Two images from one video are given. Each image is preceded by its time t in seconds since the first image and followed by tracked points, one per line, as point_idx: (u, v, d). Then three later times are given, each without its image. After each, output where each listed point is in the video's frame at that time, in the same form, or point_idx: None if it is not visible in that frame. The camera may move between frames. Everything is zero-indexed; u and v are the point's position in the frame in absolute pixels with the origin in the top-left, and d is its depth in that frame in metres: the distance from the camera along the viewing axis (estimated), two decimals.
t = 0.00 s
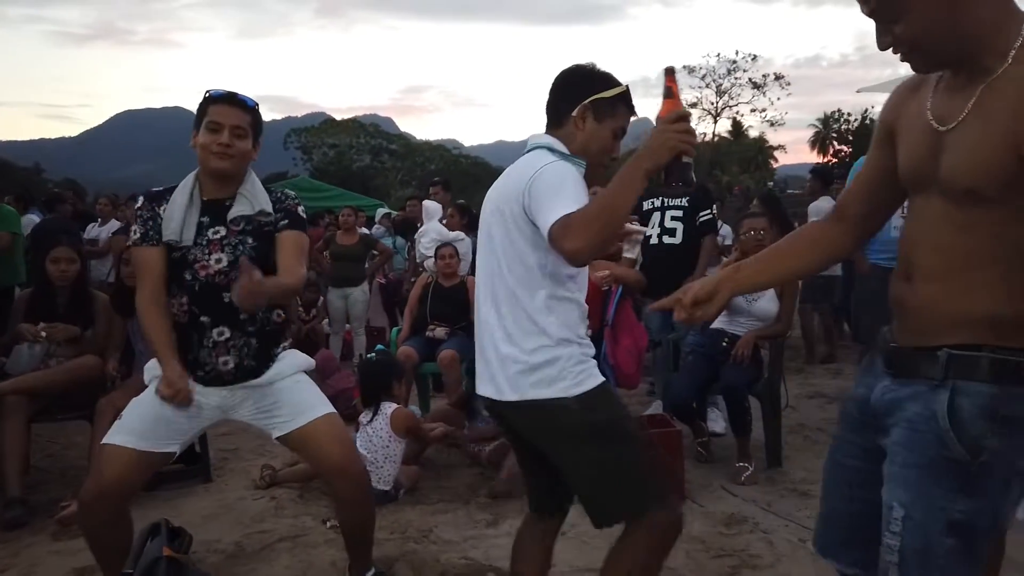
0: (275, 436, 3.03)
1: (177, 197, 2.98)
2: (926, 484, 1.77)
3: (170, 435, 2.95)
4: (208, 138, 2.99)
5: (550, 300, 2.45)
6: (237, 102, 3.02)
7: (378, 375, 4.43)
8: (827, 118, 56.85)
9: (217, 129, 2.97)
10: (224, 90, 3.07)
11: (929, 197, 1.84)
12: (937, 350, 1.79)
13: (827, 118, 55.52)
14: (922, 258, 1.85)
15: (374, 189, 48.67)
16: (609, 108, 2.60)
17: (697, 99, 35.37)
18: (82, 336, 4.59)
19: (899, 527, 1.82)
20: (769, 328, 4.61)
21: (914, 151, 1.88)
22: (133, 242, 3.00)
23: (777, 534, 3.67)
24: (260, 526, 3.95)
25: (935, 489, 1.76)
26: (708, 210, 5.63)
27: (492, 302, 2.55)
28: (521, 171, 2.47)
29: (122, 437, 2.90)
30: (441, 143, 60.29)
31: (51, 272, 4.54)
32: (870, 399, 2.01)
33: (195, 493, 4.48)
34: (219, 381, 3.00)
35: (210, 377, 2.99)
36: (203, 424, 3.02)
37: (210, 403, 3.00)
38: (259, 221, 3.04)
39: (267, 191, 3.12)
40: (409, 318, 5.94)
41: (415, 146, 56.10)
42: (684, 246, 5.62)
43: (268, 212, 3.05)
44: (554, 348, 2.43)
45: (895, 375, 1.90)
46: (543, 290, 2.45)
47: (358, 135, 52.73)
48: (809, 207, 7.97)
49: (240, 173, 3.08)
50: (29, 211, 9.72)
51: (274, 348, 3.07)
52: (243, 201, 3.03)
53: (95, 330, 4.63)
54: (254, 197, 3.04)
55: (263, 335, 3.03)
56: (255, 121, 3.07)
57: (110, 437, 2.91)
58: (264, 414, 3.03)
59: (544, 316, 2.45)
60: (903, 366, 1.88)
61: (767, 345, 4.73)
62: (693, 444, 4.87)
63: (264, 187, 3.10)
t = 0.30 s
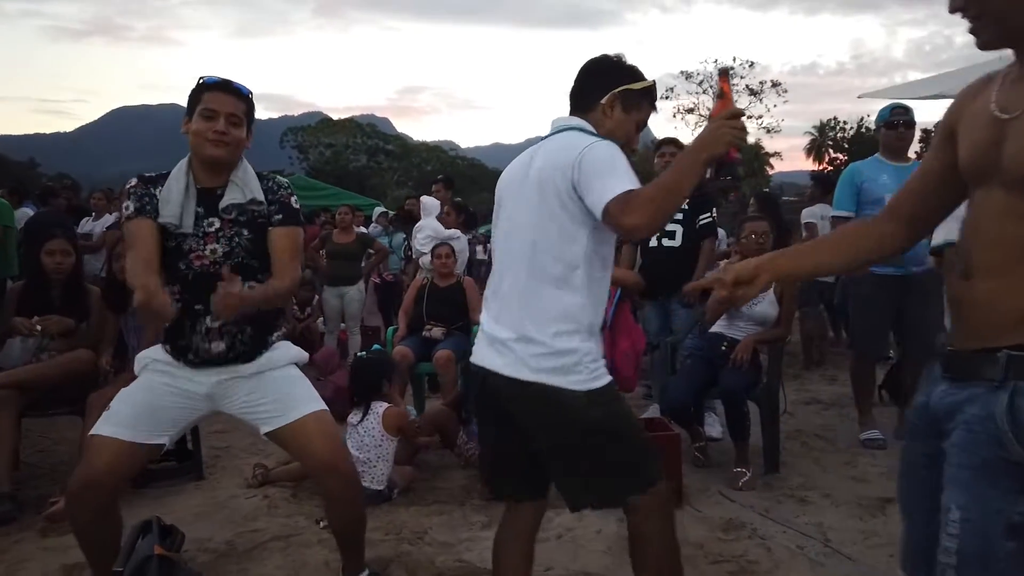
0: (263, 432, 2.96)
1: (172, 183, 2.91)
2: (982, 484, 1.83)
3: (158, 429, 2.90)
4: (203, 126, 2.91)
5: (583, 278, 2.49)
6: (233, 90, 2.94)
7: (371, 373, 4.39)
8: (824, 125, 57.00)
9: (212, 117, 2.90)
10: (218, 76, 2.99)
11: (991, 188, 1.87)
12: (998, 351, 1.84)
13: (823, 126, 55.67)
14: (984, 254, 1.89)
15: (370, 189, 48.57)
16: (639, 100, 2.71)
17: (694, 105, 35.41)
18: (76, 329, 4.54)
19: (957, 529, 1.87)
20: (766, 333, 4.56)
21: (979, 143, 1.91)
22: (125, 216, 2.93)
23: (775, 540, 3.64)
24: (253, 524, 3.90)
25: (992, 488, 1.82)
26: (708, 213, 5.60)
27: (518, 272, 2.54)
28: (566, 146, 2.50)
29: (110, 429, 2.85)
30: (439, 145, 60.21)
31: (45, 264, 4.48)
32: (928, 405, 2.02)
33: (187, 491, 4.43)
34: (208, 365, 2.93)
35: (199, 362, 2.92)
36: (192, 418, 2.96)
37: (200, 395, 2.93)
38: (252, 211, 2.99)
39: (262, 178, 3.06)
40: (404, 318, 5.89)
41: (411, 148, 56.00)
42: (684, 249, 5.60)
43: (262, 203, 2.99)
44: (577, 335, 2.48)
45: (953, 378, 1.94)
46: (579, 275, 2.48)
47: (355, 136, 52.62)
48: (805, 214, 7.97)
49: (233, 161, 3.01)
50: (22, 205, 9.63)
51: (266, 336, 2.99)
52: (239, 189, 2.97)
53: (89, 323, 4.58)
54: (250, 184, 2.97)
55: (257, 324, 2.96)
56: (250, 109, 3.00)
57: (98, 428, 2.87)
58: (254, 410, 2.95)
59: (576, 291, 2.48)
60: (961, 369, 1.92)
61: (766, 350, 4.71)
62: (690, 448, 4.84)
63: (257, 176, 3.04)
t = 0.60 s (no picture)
0: (258, 428, 2.92)
1: (177, 184, 2.91)
2: None
3: (157, 427, 2.87)
4: (212, 130, 2.91)
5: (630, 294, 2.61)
6: (243, 95, 2.94)
7: (365, 375, 4.38)
8: (823, 131, 57.09)
9: (222, 121, 2.89)
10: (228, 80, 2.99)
11: None
12: None
13: (822, 132, 55.75)
14: None
15: (368, 188, 48.55)
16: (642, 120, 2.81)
17: (694, 110, 35.45)
18: (73, 325, 4.52)
19: None
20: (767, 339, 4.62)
21: None
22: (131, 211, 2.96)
23: (773, 547, 3.63)
24: (249, 524, 3.88)
25: None
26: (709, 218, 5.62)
27: (566, 296, 2.57)
28: (598, 171, 2.58)
29: (108, 426, 2.82)
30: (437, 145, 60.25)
31: (43, 260, 4.46)
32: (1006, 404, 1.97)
33: (183, 489, 4.41)
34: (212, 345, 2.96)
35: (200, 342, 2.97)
36: (188, 412, 2.93)
37: (197, 387, 2.92)
38: (249, 219, 2.98)
39: (266, 186, 3.05)
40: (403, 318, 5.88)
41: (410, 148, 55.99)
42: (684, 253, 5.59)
43: (259, 211, 2.98)
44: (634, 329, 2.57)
45: None
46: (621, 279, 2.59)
47: (353, 134, 52.57)
48: (804, 219, 7.97)
49: (241, 166, 3.01)
50: (21, 198, 9.63)
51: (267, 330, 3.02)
52: (237, 197, 2.97)
53: (86, 320, 4.56)
54: (248, 193, 2.97)
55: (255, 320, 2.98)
56: (259, 114, 3.00)
57: (96, 425, 2.83)
58: (250, 405, 2.92)
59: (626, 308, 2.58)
60: None
61: (765, 356, 4.71)
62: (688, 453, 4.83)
63: (259, 182, 3.03)
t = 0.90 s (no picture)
0: (270, 435, 2.94)
1: (188, 194, 2.92)
2: None
3: (163, 429, 2.87)
4: (229, 136, 2.91)
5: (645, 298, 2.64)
6: (259, 101, 2.95)
7: (363, 376, 4.38)
8: (824, 133, 57.12)
9: (240, 127, 2.90)
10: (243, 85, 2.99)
11: None
12: None
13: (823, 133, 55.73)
14: None
15: (368, 188, 48.57)
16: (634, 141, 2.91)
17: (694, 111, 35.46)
18: (73, 325, 4.52)
19: None
20: (769, 342, 4.63)
21: None
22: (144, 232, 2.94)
23: (774, 549, 3.63)
24: (249, 524, 3.88)
25: None
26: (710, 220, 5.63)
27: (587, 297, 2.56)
28: (616, 174, 2.62)
29: (117, 425, 2.84)
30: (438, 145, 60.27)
31: (44, 259, 4.46)
32: None
33: (182, 488, 4.41)
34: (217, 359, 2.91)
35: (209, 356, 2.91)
36: (200, 416, 2.94)
37: (209, 394, 2.92)
38: (261, 220, 2.98)
39: (276, 186, 3.06)
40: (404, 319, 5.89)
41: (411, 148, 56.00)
42: (685, 255, 5.60)
43: (270, 211, 2.98)
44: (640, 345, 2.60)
45: None
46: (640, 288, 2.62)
47: (354, 134, 52.58)
48: (806, 220, 7.96)
49: (255, 171, 3.01)
50: (22, 197, 9.65)
51: (280, 338, 3.00)
52: (248, 198, 2.97)
53: (87, 319, 4.56)
54: (258, 194, 2.97)
55: (270, 324, 2.97)
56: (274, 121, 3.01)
57: (105, 423, 2.86)
58: (261, 412, 2.93)
59: (641, 310, 2.61)
60: None
61: (766, 358, 4.71)
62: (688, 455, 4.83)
63: (270, 183, 3.04)
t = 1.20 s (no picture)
0: (276, 437, 2.95)
1: (197, 195, 2.90)
2: None
3: (166, 435, 2.87)
4: (235, 141, 2.91)
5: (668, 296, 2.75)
6: (266, 107, 2.96)
7: (369, 380, 4.39)
8: (825, 134, 57.12)
9: (247, 133, 2.90)
10: (247, 90, 2.98)
11: None
12: None
13: (824, 134, 55.73)
14: None
15: (369, 188, 48.58)
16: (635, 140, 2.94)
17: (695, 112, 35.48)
18: (77, 327, 4.52)
19: None
20: (772, 346, 4.63)
21: None
22: (150, 223, 2.88)
23: (776, 553, 3.64)
24: (251, 527, 3.89)
25: None
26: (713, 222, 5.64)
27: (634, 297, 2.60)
28: (643, 179, 2.69)
29: (118, 432, 2.83)
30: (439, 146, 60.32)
31: (48, 261, 4.46)
32: None
33: (185, 490, 4.42)
34: (223, 376, 2.89)
35: (213, 376, 2.88)
36: (205, 421, 2.93)
37: (214, 400, 2.90)
38: (279, 227, 3.03)
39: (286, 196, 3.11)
40: (406, 321, 5.90)
41: (412, 148, 56.06)
42: (688, 258, 5.61)
43: (289, 219, 3.04)
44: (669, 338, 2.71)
45: None
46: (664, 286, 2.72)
47: (355, 134, 52.58)
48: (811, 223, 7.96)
49: (260, 176, 3.02)
50: (25, 198, 9.68)
51: (282, 348, 2.99)
52: (264, 204, 3.01)
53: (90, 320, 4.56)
54: (275, 200, 3.01)
55: (272, 338, 2.95)
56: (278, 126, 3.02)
57: (106, 431, 2.85)
58: (267, 414, 2.93)
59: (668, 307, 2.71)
60: None
61: (769, 362, 4.72)
62: (690, 457, 4.84)
63: (281, 193, 3.08)
